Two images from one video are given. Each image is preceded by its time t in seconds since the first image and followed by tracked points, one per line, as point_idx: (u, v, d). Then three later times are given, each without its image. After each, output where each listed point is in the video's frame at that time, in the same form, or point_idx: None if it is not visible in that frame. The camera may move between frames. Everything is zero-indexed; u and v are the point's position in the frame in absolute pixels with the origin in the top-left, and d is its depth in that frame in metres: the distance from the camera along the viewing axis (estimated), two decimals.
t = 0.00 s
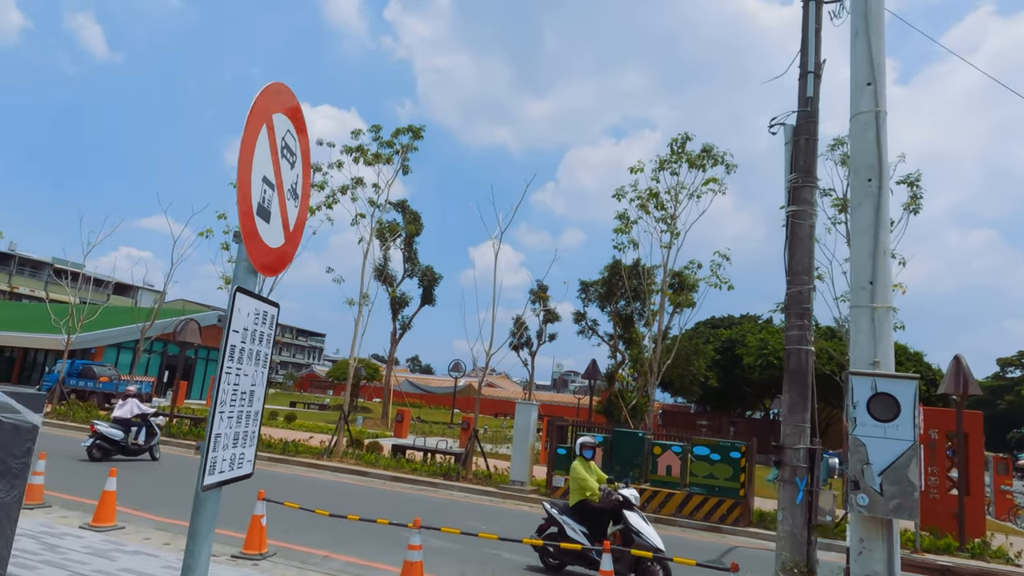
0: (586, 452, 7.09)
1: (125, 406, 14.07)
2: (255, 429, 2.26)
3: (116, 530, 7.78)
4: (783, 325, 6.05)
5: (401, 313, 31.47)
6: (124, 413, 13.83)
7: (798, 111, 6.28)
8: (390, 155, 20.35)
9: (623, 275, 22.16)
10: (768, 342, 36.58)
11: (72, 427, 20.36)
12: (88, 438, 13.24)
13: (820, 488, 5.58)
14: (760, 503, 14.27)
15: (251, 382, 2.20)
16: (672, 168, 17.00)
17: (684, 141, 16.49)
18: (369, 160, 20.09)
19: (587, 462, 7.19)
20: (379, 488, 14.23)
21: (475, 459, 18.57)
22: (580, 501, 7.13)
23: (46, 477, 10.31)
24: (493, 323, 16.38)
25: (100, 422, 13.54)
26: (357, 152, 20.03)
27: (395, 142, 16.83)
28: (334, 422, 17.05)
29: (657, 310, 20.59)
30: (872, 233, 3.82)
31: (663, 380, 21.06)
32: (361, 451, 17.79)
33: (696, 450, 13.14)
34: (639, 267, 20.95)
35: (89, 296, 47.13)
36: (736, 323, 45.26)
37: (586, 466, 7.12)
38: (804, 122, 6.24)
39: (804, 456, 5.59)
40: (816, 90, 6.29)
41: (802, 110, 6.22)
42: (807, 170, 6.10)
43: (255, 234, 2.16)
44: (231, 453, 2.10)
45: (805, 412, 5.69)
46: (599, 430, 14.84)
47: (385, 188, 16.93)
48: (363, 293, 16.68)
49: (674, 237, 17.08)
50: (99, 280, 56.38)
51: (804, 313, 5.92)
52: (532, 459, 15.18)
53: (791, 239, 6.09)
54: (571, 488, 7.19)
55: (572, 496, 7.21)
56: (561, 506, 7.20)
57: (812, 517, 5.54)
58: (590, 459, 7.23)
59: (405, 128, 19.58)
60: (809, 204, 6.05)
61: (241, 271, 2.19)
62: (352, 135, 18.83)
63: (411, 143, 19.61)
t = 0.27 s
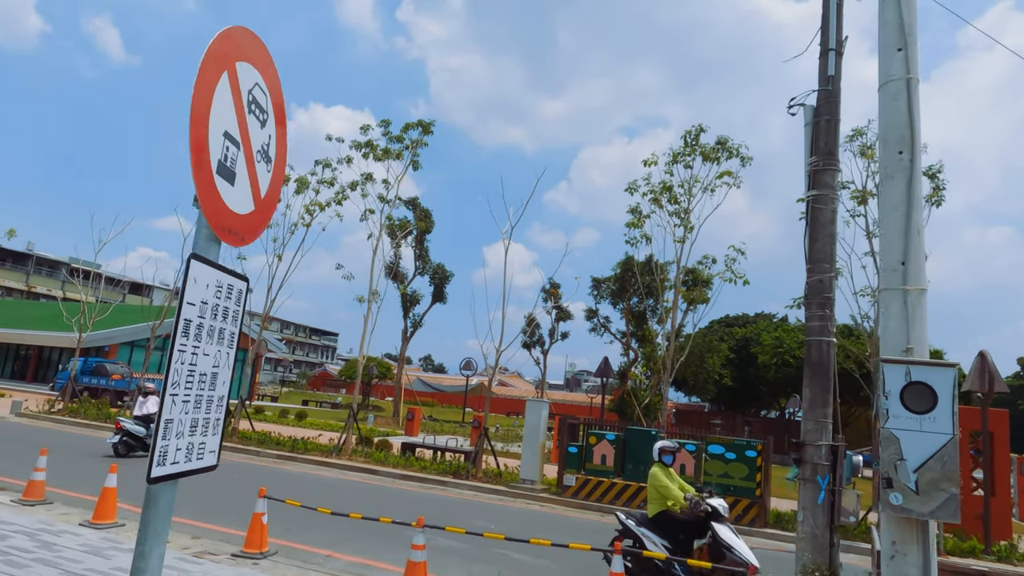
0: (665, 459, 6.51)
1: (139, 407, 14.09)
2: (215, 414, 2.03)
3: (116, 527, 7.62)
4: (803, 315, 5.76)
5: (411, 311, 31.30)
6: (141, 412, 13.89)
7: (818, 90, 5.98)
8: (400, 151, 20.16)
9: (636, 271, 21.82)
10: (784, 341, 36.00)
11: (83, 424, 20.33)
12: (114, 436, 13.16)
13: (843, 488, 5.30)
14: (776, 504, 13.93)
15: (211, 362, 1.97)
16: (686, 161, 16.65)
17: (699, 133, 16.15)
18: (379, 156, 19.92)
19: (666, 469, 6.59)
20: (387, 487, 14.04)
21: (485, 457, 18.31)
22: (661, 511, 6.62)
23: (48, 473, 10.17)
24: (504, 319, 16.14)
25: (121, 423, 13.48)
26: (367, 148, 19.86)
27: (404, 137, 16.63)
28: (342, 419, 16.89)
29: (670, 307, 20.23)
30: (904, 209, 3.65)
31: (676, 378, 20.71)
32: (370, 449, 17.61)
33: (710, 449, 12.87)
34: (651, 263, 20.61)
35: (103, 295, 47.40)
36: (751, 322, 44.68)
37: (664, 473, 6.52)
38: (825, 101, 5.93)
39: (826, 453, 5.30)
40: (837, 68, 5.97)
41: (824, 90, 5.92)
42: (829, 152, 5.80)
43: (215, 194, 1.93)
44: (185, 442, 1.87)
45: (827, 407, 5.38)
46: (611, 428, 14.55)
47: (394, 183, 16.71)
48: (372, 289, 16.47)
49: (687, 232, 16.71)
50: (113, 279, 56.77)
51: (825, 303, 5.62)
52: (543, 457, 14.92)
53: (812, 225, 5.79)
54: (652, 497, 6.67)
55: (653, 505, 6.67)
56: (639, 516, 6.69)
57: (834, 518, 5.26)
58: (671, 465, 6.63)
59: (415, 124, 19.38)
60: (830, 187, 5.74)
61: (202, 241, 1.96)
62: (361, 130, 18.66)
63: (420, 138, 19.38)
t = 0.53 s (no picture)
0: (780, 477, 5.68)
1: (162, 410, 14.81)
2: (164, 425, 1.74)
3: (121, 534, 7.44)
4: (835, 312, 5.37)
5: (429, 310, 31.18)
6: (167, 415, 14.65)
7: (851, 72, 5.59)
8: (416, 150, 19.96)
9: (655, 271, 21.42)
10: (809, 342, 35.24)
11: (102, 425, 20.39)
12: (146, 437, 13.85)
13: (881, 498, 4.92)
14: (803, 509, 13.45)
15: (157, 363, 1.68)
16: (706, 157, 16.22)
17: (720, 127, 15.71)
18: (394, 156, 19.77)
19: (783, 490, 5.79)
20: (402, 490, 13.81)
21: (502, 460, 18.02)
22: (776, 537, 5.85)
23: (58, 476, 10.08)
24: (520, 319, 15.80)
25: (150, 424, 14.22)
26: (383, 148, 19.73)
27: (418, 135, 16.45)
28: (358, 421, 16.70)
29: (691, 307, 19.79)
30: (956, 193, 3.46)
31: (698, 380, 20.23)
32: (386, 451, 17.41)
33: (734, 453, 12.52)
34: (670, 262, 20.17)
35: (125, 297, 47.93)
36: (774, 322, 43.85)
37: (777, 494, 5.66)
38: (856, 85, 5.52)
39: (862, 463, 4.92)
40: (870, 46, 5.56)
41: (857, 71, 5.54)
42: (862, 138, 5.41)
43: (155, 165, 1.66)
44: (120, 459, 1.58)
45: (862, 410, 4.98)
46: (631, 431, 14.16)
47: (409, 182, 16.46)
48: (387, 290, 16.25)
49: (708, 229, 16.27)
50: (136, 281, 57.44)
51: (860, 300, 5.22)
52: (560, 460, 14.58)
53: (844, 215, 5.38)
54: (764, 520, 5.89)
55: (766, 529, 5.89)
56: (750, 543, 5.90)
57: (869, 531, 4.89)
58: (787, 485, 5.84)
59: (430, 122, 19.17)
60: (863, 176, 5.35)
61: (144, 222, 1.68)
62: (377, 129, 18.49)
63: (436, 136, 19.15)
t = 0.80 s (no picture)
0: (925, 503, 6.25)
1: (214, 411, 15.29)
2: (144, 418, 1.54)
3: (157, 538, 7.40)
4: (895, 307, 4.98)
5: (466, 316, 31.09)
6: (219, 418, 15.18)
7: (907, 49, 5.20)
8: (451, 154, 19.90)
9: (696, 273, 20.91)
10: (857, 345, 34.06)
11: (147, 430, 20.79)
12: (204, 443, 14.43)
13: (951, 508, 4.52)
14: (856, 519, 12.82)
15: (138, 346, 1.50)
16: (747, 153, 15.72)
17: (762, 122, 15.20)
18: (430, 161, 19.75)
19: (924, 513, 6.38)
20: (439, 496, 13.65)
21: (540, 466, 17.73)
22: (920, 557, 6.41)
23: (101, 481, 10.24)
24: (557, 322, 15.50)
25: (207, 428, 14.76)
26: (418, 152, 19.73)
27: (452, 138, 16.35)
28: (395, 426, 16.63)
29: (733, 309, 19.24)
30: None
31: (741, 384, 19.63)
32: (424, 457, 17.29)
33: (782, 459, 11.89)
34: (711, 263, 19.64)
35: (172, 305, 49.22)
36: (820, 326, 42.58)
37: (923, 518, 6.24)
38: (914, 64, 5.13)
39: (930, 470, 4.52)
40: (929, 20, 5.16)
41: (916, 47, 5.14)
42: (922, 119, 5.01)
43: (130, 119, 1.47)
44: (93, 453, 1.39)
45: (928, 413, 4.58)
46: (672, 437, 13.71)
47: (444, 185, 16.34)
48: (424, 294, 16.14)
49: (751, 228, 15.70)
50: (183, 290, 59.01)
51: (923, 293, 4.83)
52: (600, 467, 14.21)
53: (904, 202, 4.98)
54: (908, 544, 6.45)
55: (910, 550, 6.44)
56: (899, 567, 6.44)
57: (938, 545, 4.48)
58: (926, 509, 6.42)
59: (465, 125, 19.08)
60: (925, 159, 4.95)
61: (122, 187, 1.50)
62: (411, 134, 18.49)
63: (471, 139, 19.07)
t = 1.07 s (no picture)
0: None
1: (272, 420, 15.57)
2: (126, 441, 1.60)
3: (210, 550, 7.37)
4: (997, 306, 4.46)
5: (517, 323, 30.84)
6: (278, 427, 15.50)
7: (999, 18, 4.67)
8: (499, 160, 19.74)
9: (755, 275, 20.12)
10: (931, 350, 32.26)
11: (209, 439, 21.24)
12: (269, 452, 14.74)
13: None
14: (938, 536, 11.94)
15: (122, 357, 1.55)
16: (808, 149, 14.97)
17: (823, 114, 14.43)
18: (478, 167, 19.64)
19: None
20: (492, 507, 13.41)
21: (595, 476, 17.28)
22: None
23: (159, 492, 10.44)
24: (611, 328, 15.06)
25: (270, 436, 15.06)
26: (466, 159, 19.65)
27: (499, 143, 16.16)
28: (447, 435, 16.48)
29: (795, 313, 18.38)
30: None
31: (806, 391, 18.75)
32: (476, 466, 17.08)
33: (855, 472, 11.12)
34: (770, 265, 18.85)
35: (234, 315, 50.62)
36: (888, 329, 40.61)
37: None
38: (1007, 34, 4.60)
39: None
40: None
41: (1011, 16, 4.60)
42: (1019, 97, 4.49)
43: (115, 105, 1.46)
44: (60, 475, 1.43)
45: None
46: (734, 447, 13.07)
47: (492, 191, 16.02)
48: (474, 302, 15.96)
49: (815, 226, 14.92)
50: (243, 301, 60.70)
51: None
52: (658, 478, 13.68)
53: (1001, 189, 4.45)
54: None
55: None
56: None
57: None
58: None
59: (513, 130, 18.89)
60: None
61: (102, 176, 1.48)
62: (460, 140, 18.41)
63: (519, 144, 18.81)
